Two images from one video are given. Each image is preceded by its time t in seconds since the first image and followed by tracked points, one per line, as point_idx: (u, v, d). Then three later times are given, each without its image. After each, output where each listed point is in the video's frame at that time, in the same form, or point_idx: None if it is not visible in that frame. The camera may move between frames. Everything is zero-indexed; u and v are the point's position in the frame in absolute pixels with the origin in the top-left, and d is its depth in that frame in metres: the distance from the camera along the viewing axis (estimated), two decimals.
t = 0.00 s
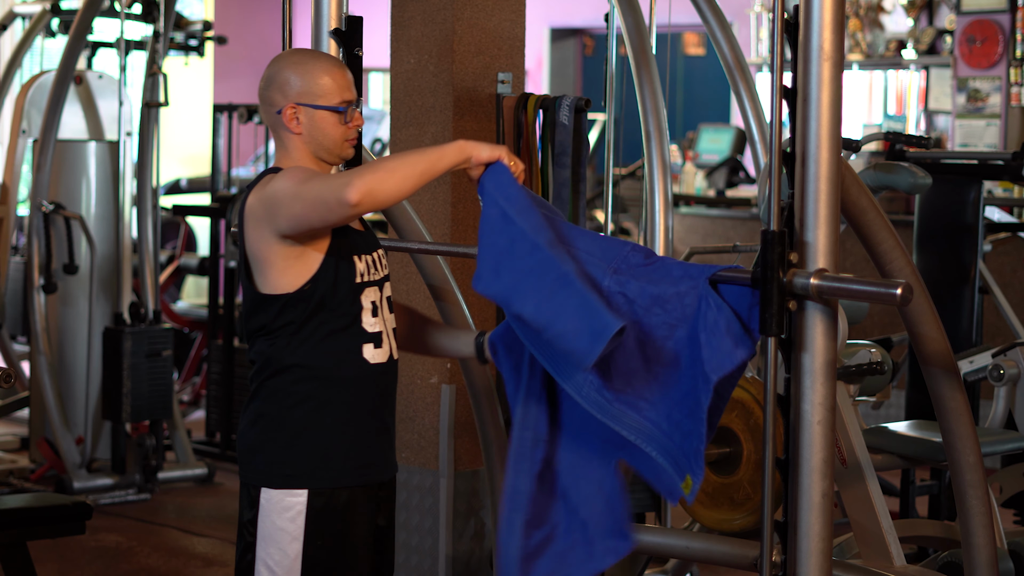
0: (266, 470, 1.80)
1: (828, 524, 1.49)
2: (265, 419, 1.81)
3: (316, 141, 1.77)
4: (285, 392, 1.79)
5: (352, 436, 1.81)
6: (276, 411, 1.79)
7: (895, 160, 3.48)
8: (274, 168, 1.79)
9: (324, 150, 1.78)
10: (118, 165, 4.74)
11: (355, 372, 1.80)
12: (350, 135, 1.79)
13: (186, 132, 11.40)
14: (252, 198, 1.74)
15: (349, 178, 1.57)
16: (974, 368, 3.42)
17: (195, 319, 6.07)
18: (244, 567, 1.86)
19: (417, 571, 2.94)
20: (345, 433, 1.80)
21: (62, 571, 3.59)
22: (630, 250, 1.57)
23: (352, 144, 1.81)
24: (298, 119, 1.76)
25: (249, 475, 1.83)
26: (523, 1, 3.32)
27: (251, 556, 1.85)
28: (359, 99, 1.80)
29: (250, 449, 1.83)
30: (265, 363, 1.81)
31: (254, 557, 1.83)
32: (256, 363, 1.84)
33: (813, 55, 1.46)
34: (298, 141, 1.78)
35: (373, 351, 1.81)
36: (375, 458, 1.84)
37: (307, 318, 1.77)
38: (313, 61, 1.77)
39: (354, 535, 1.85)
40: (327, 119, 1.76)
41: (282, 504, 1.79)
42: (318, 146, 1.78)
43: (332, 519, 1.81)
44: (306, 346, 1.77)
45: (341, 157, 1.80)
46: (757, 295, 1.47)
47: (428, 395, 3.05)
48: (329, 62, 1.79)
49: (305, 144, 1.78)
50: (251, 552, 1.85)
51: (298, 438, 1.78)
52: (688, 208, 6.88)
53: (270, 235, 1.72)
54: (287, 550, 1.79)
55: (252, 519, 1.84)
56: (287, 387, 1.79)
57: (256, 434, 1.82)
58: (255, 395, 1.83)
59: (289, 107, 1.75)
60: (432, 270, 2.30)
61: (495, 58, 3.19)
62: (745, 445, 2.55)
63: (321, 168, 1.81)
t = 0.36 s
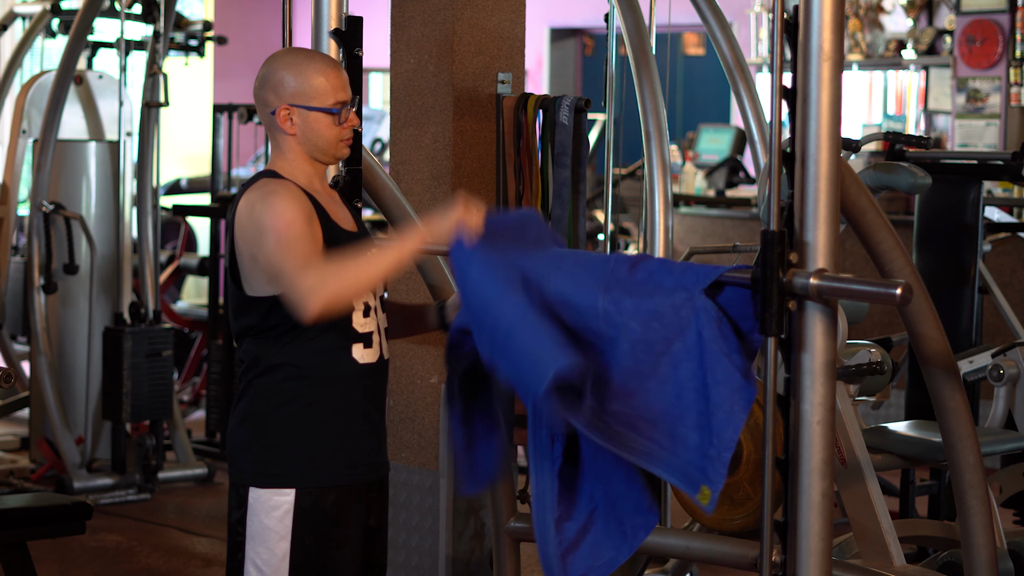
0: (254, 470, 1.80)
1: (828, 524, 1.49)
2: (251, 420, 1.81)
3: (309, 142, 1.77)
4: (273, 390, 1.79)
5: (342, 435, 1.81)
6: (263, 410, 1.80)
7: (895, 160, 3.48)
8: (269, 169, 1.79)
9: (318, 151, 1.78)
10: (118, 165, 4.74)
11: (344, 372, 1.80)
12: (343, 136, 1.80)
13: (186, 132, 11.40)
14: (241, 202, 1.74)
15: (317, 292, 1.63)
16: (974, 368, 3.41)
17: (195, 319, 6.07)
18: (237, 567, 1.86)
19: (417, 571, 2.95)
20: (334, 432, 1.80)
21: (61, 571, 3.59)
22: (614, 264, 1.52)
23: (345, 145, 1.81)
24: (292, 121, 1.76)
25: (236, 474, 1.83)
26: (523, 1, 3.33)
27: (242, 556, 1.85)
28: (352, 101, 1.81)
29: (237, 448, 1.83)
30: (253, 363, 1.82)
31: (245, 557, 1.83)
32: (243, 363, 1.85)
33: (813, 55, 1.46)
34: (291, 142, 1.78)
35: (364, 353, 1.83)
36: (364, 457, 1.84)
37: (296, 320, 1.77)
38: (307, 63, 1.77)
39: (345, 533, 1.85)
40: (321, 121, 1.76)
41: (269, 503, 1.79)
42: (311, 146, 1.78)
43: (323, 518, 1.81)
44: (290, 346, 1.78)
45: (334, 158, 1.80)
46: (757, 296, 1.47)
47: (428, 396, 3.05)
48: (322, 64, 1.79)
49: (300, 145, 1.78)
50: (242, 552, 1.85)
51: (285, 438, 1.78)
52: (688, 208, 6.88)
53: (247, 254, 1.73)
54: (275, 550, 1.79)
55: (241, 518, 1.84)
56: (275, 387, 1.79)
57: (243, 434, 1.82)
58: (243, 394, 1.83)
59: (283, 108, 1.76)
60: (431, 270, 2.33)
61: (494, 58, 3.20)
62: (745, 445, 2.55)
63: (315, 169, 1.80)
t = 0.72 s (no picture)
0: (254, 471, 1.79)
1: (828, 524, 1.49)
2: (251, 421, 1.80)
3: (308, 143, 1.77)
4: (273, 391, 1.79)
5: (341, 436, 1.81)
6: (265, 411, 1.79)
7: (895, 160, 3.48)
8: (268, 169, 1.79)
9: (316, 152, 1.78)
10: (118, 165, 4.74)
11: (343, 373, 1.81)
12: (342, 139, 1.80)
13: (186, 132, 11.38)
14: (242, 210, 1.70)
15: (301, 348, 1.59)
16: (974, 368, 3.41)
17: (195, 319, 6.07)
18: (237, 568, 1.86)
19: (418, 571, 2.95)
20: (334, 433, 1.80)
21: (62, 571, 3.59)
22: (600, 311, 1.56)
23: (342, 147, 1.81)
24: (292, 121, 1.76)
25: (237, 476, 1.83)
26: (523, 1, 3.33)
27: (243, 557, 1.85)
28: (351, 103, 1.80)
29: (237, 449, 1.82)
30: (252, 365, 1.81)
31: (247, 557, 1.83)
32: (242, 364, 1.84)
33: (813, 55, 1.46)
34: (290, 142, 1.78)
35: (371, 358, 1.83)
36: (364, 457, 1.84)
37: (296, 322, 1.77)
38: (309, 63, 1.76)
39: (346, 533, 1.85)
40: (321, 123, 1.76)
41: (273, 504, 1.78)
42: (310, 148, 1.78)
43: (325, 518, 1.81)
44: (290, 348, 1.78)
45: (331, 159, 1.81)
46: (758, 295, 1.47)
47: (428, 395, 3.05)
48: (324, 64, 1.78)
49: (297, 146, 1.78)
50: (243, 553, 1.85)
51: (285, 439, 1.78)
52: (687, 208, 6.89)
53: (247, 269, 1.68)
54: (280, 550, 1.79)
55: (243, 520, 1.84)
56: (274, 389, 1.79)
57: (242, 436, 1.81)
58: (241, 396, 1.83)
59: (284, 108, 1.75)
60: (432, 271, 2.32)
61: (494, 58, 3.20)
62: (745, 445, 2.55)
63: (310, 169, 1.81)
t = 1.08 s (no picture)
0: (251, 472, 1.79)
1: (828, 524, 1.49)
2: (248, 422, 1.80)
3: (308, 143, 1.76)
4: (270, 392, 1.78)
5: (339, 437, 1.81)
6: (262, 413, 1.79)
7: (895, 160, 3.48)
8: (268, 169, 1.78)
9: (315, 152, 1.78)
10: (118, 165, 4.73)
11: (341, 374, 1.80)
12: (341, 140, 1.79)
13: (186, 132, 11.37)
14: (240, 207, 1.68)
15: (292, 352, 1.60)
16: (975, 369, 3.42)
17: (195, 319, 6.07)
18: (234, 569, 1.85)
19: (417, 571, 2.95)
20: (332, 434, 1.80)
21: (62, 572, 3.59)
22: (596, 313, 1.54)
23: (342, 148, 1.81)
24: (293, 121, 1.75)
25: (233, 477, 1.82)
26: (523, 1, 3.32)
27: (241, 558, 1.84)
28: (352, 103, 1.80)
29: (234, 451, 1.81)
30: (249, 366, 1.81)
31: (244, 558, 1.82)
32: (240, 364, 1.83)
33: (813, 55, 1.46)
34: (289, 141, 1.77)
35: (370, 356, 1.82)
36: (361, 458, 1.84)
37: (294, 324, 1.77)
38: (310, 63, 1.75)
39: (343, 533, 1.85)
40: (322, 123, 1.75)
41: (270, 506, 1.78)
42: (310, 148, 1.77)
43: (322, 519, 1.81)
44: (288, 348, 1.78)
45: (330, 159, 1.80)
46: (758, 295, 1.47)
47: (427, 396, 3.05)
48: (326, 64, 1.77)
49: (297, 146, 1.77)
50: (241, 554, 1.85)
51: (282, 441, 1.78)
52: (688, 208, 6.89)
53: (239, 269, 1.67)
54: (278, 551, 1.79)
55: (240, 521, 1.83)
56: (271, 390, 1.78)
57: (239, 437, 1.80)
58: (238, 397, 1.82)
59: (284, 108, 1.74)
60: (431, 270, 2.31)
61: (494, 58, 3.19)
62: (745, 445, 2.52)
63: (310, 169, 1.80)
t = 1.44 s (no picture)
0: (247, 471, 1.79)
1: (828, 524, 1.49)
2: (244, 421, 1.79)
3: (309, 142, 1.76)
4: (267, 391, 1.78)
5: (336, 436, 1.80)
6: (258, 411, 1.78)
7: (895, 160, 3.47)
8: (267, 168, 1.78)
9: (317, 151, 1.77)
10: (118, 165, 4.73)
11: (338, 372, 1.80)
12: (343, 140, 1.79)
13: (186, 132, 11.38)
14: (237, 209, 1.68)
15: (321, 342, 1.59)
16: (975, 369, 3.42)
17: (195, 320, 6.07)
18: (231, 568, 1.85)
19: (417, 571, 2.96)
20: (328, 433, 1.80)
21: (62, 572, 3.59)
22: (584, 298, 1.58)
23: (344, 148, 1.81)
24: (295, 119, 1.75)
25: (230, 476, 1.82)
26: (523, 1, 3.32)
27: (238, 556, 1.84)
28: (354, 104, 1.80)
29: (230, 450, 1.81)
30: (246, 364, 1.80)
31: (241, 557, 1.82)
32: (237, 362, 1.82)
33: (814, 55, 1.45)
34: (291, 140, 1.77)
35: (370, 352, 1.82)
36: (358, 457, 1.84)
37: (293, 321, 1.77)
38: (313, 63, 1.75)
39: (340, 532, 1.85)
40: (324, 122, 1.75)
41: (266, 504, 1.78)
42: (312, 147, 1.77)
43: (319, 517, 1.81)
44: (285, 346, 1.78)
45: (331, 159, 1.80)
46: (758, 295, 1.46)
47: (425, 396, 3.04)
48: (327, 65, 1.77)
49: (299, 145, 1.77)
50: (237, 552, 1.84)
51: (278, 439, 1.77)
52: (688, 208, 6.90)
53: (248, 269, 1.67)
54: (274, 550, 1.78)
55: (237, 519, 1.83)
56: (268, 389, 1.78)
57: (236, 436, 1.80)
58: (234, 396, 1.82)
59: (287, 106, 1.74)
60: (431, 270, 2.31)
61: (494, 58, 3.19)
62: (745, 445, 2.53)
63: (310, 169, 1.80)
